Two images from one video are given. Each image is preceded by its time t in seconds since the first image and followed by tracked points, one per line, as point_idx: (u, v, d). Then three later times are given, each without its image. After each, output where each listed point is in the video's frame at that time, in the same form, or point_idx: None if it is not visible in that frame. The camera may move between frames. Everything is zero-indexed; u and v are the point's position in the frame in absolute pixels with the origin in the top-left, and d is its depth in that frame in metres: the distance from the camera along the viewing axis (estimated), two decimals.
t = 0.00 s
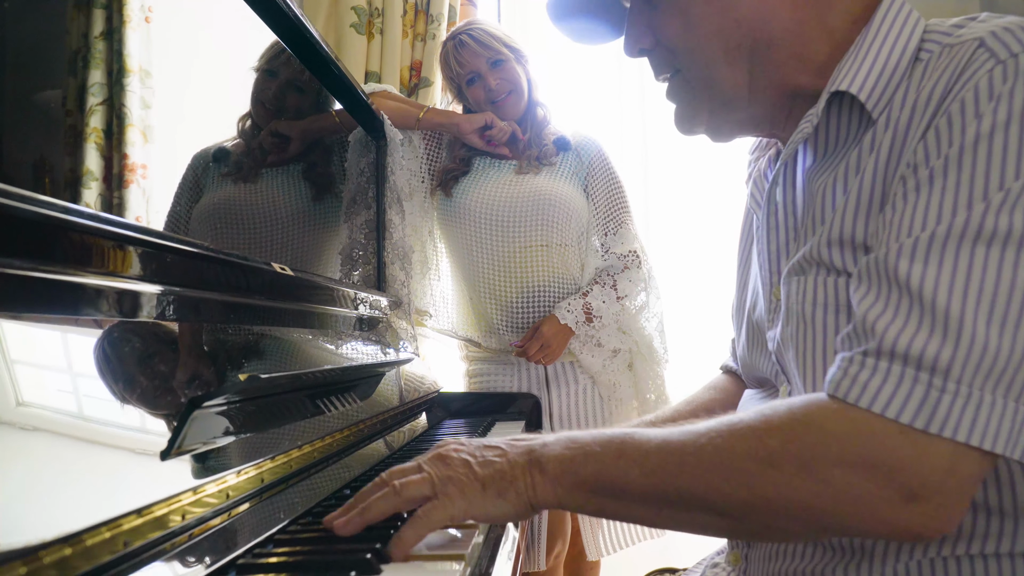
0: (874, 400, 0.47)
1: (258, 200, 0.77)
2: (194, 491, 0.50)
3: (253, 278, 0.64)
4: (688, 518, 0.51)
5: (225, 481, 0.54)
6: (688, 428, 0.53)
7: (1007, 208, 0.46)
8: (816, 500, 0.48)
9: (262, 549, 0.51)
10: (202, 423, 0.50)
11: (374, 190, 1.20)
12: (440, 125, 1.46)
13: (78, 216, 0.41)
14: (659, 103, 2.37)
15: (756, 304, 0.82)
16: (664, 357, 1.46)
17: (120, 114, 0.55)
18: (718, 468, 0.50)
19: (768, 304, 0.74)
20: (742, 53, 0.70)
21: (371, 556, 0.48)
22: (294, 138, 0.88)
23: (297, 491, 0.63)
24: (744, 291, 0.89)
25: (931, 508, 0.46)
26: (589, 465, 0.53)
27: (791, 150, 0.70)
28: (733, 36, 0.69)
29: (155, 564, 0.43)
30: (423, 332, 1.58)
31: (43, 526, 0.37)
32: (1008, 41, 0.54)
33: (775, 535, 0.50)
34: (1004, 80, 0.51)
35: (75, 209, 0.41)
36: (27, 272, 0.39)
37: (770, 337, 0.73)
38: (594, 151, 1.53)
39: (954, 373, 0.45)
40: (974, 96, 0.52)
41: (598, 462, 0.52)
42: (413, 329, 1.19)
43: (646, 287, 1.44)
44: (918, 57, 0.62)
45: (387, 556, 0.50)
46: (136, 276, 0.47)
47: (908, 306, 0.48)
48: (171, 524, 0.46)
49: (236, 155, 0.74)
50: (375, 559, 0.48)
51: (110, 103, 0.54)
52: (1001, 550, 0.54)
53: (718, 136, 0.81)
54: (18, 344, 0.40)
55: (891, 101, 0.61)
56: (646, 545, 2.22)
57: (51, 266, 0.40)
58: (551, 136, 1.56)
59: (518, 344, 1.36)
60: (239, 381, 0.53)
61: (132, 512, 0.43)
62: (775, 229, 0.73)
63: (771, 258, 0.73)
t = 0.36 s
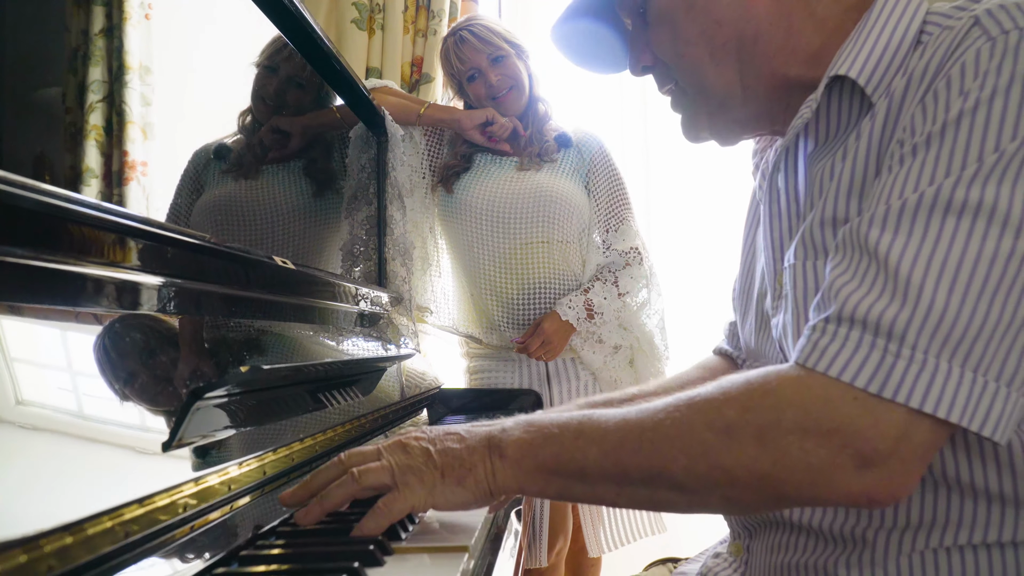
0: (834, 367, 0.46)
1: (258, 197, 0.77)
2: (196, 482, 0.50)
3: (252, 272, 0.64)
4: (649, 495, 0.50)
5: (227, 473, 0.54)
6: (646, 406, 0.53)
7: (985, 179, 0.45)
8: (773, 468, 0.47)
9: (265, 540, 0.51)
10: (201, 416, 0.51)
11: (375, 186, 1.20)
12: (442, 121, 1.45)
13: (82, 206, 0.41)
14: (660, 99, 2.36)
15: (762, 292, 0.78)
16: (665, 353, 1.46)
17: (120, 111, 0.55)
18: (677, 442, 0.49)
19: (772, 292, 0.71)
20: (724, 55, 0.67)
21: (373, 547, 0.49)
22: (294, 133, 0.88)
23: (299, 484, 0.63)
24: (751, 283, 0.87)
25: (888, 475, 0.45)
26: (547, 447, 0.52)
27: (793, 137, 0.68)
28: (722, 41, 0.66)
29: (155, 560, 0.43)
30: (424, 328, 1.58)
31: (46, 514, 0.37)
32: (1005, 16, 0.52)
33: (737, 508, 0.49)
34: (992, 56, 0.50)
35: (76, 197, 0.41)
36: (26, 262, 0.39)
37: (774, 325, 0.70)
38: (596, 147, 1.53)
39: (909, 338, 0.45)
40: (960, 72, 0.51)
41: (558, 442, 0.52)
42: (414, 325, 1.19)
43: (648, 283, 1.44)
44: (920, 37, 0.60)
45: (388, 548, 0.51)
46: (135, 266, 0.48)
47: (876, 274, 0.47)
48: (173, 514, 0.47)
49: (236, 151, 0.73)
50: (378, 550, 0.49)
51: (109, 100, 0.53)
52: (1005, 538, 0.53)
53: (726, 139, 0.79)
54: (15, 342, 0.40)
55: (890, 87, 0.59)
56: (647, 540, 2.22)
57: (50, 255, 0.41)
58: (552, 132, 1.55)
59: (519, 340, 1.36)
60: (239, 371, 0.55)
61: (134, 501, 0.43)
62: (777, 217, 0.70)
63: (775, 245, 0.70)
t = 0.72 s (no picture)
0: (841, 361, 0.46)
1: (258, 193, 0.77)
2: (195, 475, 0.50)
3: (252, 267, 0.66)
4: (655, 490, 0.50)
5: (226, 466, 0.55)
6: (651, 401, 0.53)
7: (991, 173, 0.45)
8: (781, 464, 0.47)
9: (263, 535, 0.51)
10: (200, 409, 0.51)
11: (375, 181, 1.20)
12: (442, 118, 1.45)
13: (82, 197, 0.43)
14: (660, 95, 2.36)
15: (764, 285, 0.77)
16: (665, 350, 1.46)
17: (118, 108, 0.55)
18: (681, 436, 0.49)
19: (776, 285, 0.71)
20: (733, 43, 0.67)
21: (375, 539, 0.50)
22: (294, 130, 0.88)
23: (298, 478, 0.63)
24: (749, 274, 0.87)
25: (895, 470, 0.45)
26: (554, 441, 0.53)
27: (794, 132, 0.67)
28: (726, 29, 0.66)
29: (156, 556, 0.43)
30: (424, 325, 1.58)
31: (46, 504, 0.37)
32: (1010, 8, 0.50)
33: (742, 502, 0.49)
34: (997, 50, 0.49)
35: (76, 188, 0.43)
36: (26, 253, 0.40)
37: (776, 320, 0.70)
38: (595, 144, 1.53)
39: (918, 333, 0.45)
40: (966, 64, 0.50)
41: (559, 438, 0.52)
42: (414, 322, 1.19)
43: (648, 280, 1.44)
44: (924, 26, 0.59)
45: (388, 541, 0.51)
46: (135, 258, 0.50)
47: (882, 269, 0.47)
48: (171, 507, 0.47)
49: (236, 148, 0.73)
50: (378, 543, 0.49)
51: (108, 98, 0.54)
52: (1000, 531, 0.53)
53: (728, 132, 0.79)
54: (14, 340, 0.40)
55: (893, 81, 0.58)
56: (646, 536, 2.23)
57: (49, 248, 0.42)
58: (551, 129, 1.55)
59: (519, 336, 1.37)
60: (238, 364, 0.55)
61: (132, 494, 0.44)
62: (780, 211, 0.70)
63: (777, 239, 0.70)
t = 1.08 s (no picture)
0: (849, 366, 0.46)
1: (257, 190, 0.77)
2: (192, 469, 0.50)
3: (252, 263, 0.66)
4: (663, 496, 0.51)
5: (224, 461, 0.54)
6: (660, 405, 0.53)
7: (1000, 174, 0.44)
8: (792, 473, 0.47)
9: (261, 529, 0.53)
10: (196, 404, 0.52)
11: (373, 178, 1.20)
12: (440, 114, 1.45)
13: (77, 190, 0.43)
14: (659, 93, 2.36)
15: (762, 281, 0.78)
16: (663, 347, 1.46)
17: (116, 106, 0.55)
18: (689, 443, 0.49)
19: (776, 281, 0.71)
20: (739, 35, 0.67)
21: (372, 534, 0.50)
22: (292, 127, 0.88)
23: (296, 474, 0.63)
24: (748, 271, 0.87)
25: (902, 475, 0.45)
26: (558, 448, 0.53)
27: (795, 126, 0.67)
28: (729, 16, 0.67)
29: (151, 554, 0.44)
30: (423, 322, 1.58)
31: (42, 498, 0.38)
32: (1016, 5, 0.50)
33: (750, 509, 0.50)
34: (1003, 48, 0.48)
35: (76, 182, 0.43)
36: (26, 247, 0.40)
37: (776, 318, 0.70)
38: (594, 141, 1.52)
39: (928, 337, 0.45)
40: (972, 63, 0.50)
41: (559, 446, 0.53)
42: (412, 319, 1.19)
43: (646, 277, 1.44)
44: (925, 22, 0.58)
45: (387, 536, 0.52)
46: (134, 254, 0.50)
47: (889, 272, 0.47)
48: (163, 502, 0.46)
49: (234, 146, 0.73)
50: (376, 538, 0.50)
51: (106, 95, 0.53)
52: (999, 527, 0.53)
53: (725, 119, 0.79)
54: (14, 339, 0.40)
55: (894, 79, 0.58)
56: (645, 533, 2.23)
57: (49, 242, 0.42)
58: (550, 126, 1.55)
59: (517, 333, 1.37)
60: (237, 358, 0.55)
61: (128, 487, 0.43)
62: (778, 208, 0.70)
63: (778, 238, 0.70)
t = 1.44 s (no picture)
0: (829, 348, 0.46)
1: (256, 187, 0.77)
2: (190, 463, 0.51)
3: (251, 259, 0.65)
4: (644, 477, 0.51)
5: (222, 455, 0.55)
6: (638, 386, 0.53)
7: (989, 164, 0.45)
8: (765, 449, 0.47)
9: (261, 524, 0.51)
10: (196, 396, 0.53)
11: (372, 176, 1.21)
12: (440, 111, 1.45)
13: (79, 183, 0.42)
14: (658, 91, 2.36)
15: (760, 275, 0.77)
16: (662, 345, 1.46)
17: (115, 103, 0.55)
18: (669, 425, 0.49)
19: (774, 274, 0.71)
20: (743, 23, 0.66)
21: (371, 529, 0.50)
22: (292, 124, 0.88)
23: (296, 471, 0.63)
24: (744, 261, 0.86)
25: (879, 456, 0.45)
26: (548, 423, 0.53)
27: (796, 117, 0.67)
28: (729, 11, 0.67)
29: (150, 552, 0.43)
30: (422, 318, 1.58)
31: (42, 491, 0.38)
32: None
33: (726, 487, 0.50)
34: (1002, 41, 0.48)
35: (75, 175, 0.42)
36: (27, 241, 0.41)
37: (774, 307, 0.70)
38: (593, 139, 1.52)
39: (906, 320, 0.45)
40: (972, 55, 0.49)
41: (550, 429, 0.52)
42: (411, 316, 1.20)
43: (645, 275, 1.44)
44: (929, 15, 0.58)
45: (387, 531, 0.52)
46: (134, 249, 0.50)
47: (873, 256, 0.47)
48: (163, 496, 0.47)
49: (233, 142, 0.73)
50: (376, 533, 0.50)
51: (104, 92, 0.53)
52: (997, 517, 0.52)
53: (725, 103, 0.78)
54: (13, 337, 0.40)
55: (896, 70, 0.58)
56: (644, 532, 2.24)
57: (49, 235, 0.42)
58: (549, 123, 1.55)
59: (517, 331, 1.37)
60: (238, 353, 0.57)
61: (127, 481, 0.44)
62: (780, 200, 0.70)
63: (777, 227, 0.69)
